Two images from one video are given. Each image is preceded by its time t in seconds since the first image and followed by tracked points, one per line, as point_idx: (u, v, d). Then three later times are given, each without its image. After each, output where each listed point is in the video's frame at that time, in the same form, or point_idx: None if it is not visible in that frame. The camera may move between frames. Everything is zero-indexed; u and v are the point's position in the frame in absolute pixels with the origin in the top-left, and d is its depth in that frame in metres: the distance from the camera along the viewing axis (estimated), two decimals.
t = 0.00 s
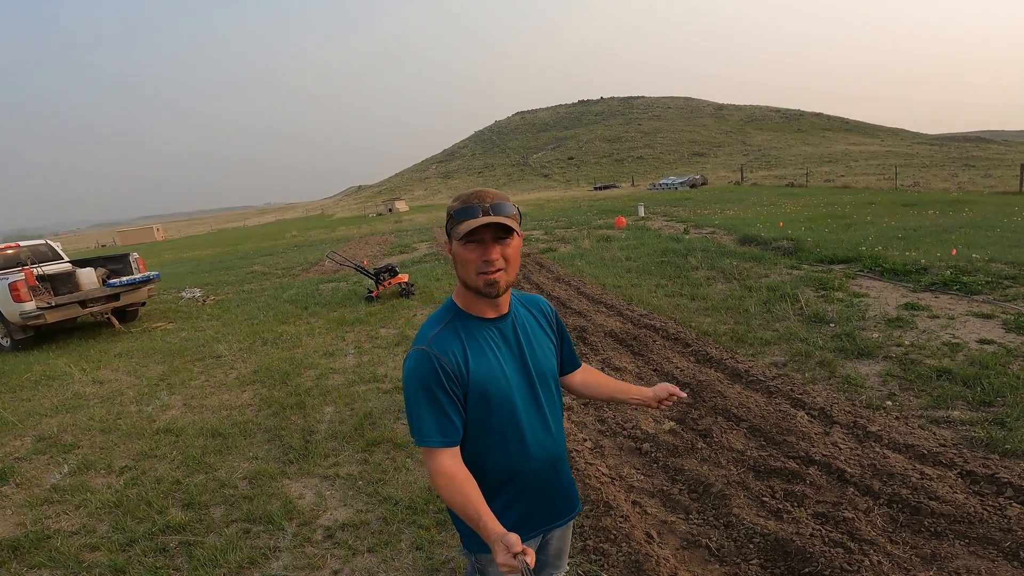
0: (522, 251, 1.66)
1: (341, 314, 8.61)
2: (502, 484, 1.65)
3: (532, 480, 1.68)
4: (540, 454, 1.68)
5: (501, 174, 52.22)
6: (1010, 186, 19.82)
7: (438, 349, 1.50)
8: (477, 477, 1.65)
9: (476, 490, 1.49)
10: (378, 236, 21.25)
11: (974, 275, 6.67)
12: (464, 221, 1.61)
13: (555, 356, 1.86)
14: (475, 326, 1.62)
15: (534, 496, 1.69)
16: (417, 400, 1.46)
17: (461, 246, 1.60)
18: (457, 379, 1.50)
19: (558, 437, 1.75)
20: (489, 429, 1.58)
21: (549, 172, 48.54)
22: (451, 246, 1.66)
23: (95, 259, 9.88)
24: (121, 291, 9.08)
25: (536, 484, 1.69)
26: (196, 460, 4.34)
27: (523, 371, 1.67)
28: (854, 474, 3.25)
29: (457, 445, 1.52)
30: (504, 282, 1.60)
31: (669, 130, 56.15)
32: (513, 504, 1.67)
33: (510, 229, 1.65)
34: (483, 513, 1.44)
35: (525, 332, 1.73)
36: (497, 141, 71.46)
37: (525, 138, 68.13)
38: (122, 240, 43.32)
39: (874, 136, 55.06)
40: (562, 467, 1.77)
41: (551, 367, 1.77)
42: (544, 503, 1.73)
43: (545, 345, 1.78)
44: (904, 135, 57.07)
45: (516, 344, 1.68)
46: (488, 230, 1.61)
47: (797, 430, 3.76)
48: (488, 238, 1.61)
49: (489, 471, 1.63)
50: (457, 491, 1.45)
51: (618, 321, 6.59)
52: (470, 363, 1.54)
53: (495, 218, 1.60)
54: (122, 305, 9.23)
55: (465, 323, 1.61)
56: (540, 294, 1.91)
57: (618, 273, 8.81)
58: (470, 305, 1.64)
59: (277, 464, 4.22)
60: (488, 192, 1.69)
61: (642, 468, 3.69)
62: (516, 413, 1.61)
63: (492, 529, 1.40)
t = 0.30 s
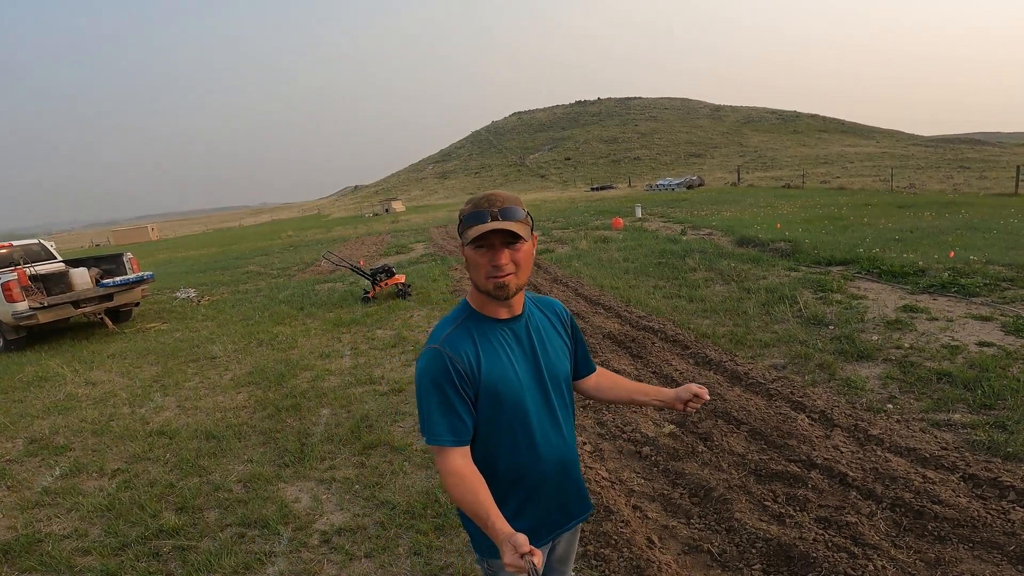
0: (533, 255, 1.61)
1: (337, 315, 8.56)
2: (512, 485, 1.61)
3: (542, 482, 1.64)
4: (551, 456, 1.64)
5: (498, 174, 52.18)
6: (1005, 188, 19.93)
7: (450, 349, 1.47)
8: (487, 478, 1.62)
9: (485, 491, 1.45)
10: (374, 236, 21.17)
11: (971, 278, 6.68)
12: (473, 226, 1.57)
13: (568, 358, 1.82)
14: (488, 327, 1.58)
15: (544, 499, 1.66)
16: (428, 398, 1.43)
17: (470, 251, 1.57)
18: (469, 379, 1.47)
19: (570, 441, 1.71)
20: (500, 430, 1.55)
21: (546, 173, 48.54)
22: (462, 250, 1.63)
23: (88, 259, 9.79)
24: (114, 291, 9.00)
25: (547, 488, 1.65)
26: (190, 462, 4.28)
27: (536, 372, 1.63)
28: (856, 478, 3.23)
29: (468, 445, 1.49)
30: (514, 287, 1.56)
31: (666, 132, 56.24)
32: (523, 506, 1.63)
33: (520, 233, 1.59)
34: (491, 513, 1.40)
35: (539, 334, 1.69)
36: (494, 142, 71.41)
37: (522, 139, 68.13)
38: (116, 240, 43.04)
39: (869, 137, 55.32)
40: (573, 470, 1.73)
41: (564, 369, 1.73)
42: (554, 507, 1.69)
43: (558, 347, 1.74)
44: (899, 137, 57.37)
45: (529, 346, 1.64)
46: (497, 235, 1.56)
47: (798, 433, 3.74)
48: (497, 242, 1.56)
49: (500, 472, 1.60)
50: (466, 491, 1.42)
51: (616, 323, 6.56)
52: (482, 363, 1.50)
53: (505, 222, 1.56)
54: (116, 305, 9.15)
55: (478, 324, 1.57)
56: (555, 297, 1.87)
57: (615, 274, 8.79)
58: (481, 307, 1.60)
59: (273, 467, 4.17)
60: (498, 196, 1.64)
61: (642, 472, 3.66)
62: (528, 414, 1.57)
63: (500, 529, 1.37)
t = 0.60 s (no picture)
0: (552, 260, 1.62)
1: (335, 317, 8.53)
2: (524, 490, 1.61)
3: (554, 488, 1.64)
4: (565, 463, 1.64)
5: (494, 175, 52.17)
6: (999, 190, 20.10)
7: (471, 352, 1.47)
8: (499, 482, 1.62)
9: (497, 495, 1.45)
10: (371, 237, 21.12)
11: (968, 281, 6.73)
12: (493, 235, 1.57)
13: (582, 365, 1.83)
14: (507, 333, 1.58)
15: (555, 504, 1.66)
16: (447, 401, 1.43)
17: (491, 260, 1.57)
18: (487, 383, 1.47)
19: (583, 448, 1.72)
20: (516, 434, 1.55)
21: (542, 173, 48.58)
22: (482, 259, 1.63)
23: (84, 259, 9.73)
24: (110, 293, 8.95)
25: (559, 494, 1.66)
26: (189, 466, 4.26)
27: (552, 379, 1.64)
28: (858, 481, 3.25)
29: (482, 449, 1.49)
30: (535, 293, 1.58)
31: (662, 133, 56.39)
32: (533, 511, 1.64)
33: (539, 240, 1.61)
34: (502, 518, 1.41)
35: (555, 341, 1.70)
36: (490, 142, 71.40)
37: (518, 139, 68.16)
38: (110, 239, 42.78)
39: (864, 139, 55.63)
40: (585, 476, 1.73)
41: (578, 376, 1.74)
42: (565, 513, 1.70)
43: (574, 354, 1.75)
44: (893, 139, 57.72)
45: (546, 352, 1.64)
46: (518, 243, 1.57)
47: (799, 436, 3.75)
48: (517, 250, 1.57)
49: (513, 477, 1.60)
50: (480, 494, 1.42)
51: (615, 325, 6.57)
52: (501, 368, 1.50)
53: (529, 232, 1.57)
54: (111, 307, 9.09)
55: (497, 329, 1.57)
56: (571, 305, 1.88)
57: (614, 276, 8.80)
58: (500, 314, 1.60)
59: (273, 471, 4.15)
60: (514, 204, 1.65)
61: (644, 475, 3.67)
62: (544, 420, 1.58)
63: (510, 534, 1.37)
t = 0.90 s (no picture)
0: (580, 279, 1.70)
1: (334, 318, 8.51)
2: (533, 493, 1.61)
3: (561, 490, 1.64)
4: (572, 465, 1.65)
5: (492, 176, 52.16)
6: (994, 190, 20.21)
7: (479, 357, 1.46)
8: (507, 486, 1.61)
9: (507, 498, 1.45)
10: (369, 237, 21.09)
11: (966, 281, 6.76)
12: (553, 250, 1.54)
13: (585, 367, 1.83)
14: (515, 337, 1.56)
15: (562, 507, 1.66)
16: (456, 406, 1.42)
17: (543, 272, 1.53)
18: (496, 387, 1.46)
19: (587, 449, 1.72)
20: (525, 438, 1.54)
21: (540, 174, 48.62)
22: (522, 267, 1.55)
23: (81, 260, 9.68)
24: (107, 294, 8.91)
25: (566, 496, 1.66)
26: (189, 468, 4.24)
27: (557, 381, 1.64)
28: (860, 481, 3.26)
29: (490, 453, 1.48)
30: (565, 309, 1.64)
31: (659, 133, 56.50)
32: (541, 513, 1.63)
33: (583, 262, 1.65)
34: (513, 520, 1.41)
35: (560, 343, 1.70)
36: (488, 143, 71.40)
37: (515, 140, 68.19)
38: (106, 240, 42.62)
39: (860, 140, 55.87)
40: (591, 477, 1.73)
41: (582, 378, 1.74)
42: (573, 515, 1.70)
43: (577, 356, 1.75)
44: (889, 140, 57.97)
45: (551, 356, 1.65)
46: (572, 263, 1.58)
47: (800, 437, 3.76)
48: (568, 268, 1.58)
49: (520, 480, 1.59)
50: (489, 498, 1.42)
51: (615, 326, 6.57)
52: (509, 371, 1.50)
53: (583, 253, 1.61)
54: (108, 308, 9.06)
55: (505, 333, 1.56)
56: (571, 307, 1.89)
57: (613, 277, 8.80)
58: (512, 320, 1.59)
59: (274, 473, 4.13)
60: (564, 217, 1.63)
61: (647, 476, 3.67)
62: (551, 423, 1.58)
63: (523, 535, 1.37)
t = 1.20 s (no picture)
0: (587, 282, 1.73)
1: (332, 318, 8.50)
2: (530, 492, 1.61)
3: (558, 490, 1.65)
4: (569, 463, 1.65)
5: (490, 176, 52.19)
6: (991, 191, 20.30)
7: (479, 355, 1.46)
8: (504, 485, 1.61)
9: (504, 497, 1.46)
10: (367, 238, 21.08)
11: (962, 281, 6.78)
12: (584, 256, 1.54)
13: (581, 366, 1.84)
14: (515, 335, 1.56)
15: (559, 507, 1.66)
16: (456, 404, 1.42)
17: (568, 277, 1.53)
18: (495, 386, 1.46)
19: (584, 449, 1.72)
20: (523, 437, 1.55)
21: (538, 175, 48.67)
22: (547, 267, 1.53)
23: (77, 261, 9.66)
24: (104, 294, 8.90)
25: (563, 495, 1.66)
26: (186, 467, 4.23)
27: (556, 381, 1.64)
28: (856, 480, 3.27)
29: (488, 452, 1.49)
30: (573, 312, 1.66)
31: (657, 135, 56.58)
32: (538, 513, 1.64)
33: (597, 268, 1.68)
34: (511, 519, 1.41)
35: (557, 342, 1.70)
36: (486, 144, 71.43)
37: (514, 141, 68.24)
38: (103, 242, 42.52)
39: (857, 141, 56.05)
40: (587, 476, 1.74)
41: (579, 377, 1.75)
42: (568, 513, 1.70)
43: (575, 356, 1.76)
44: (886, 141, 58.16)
45: (550, 355, 1.65)
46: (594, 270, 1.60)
47: (797, 436, 3.77)
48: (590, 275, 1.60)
49: (518, 479, 1.59)
50: (487, 497, 1.43)
51: (612, 326, 6.58)
52: (509, 370, 1.49)
53: (607, 259, 1.63)
54: (104, 309, 9.04)
55: (505, 331, 1.55)
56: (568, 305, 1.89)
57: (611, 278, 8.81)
58: (519, 318, 1.58)
59: (270, 473, 4.13)
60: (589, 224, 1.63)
61: (643, 476, 3.68)
62: (550, 422, 1.58)
63: (521, 534, 1.38)
